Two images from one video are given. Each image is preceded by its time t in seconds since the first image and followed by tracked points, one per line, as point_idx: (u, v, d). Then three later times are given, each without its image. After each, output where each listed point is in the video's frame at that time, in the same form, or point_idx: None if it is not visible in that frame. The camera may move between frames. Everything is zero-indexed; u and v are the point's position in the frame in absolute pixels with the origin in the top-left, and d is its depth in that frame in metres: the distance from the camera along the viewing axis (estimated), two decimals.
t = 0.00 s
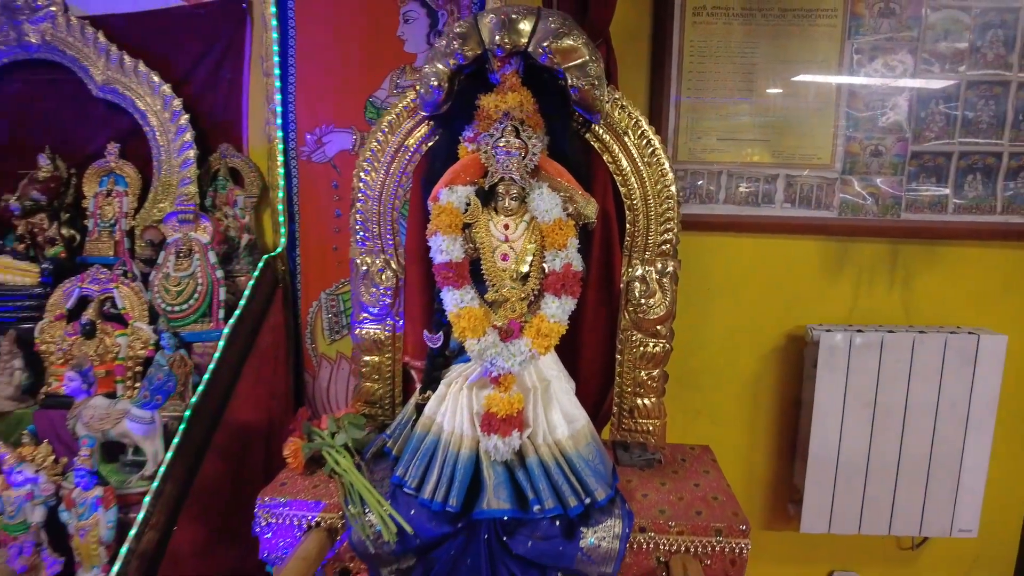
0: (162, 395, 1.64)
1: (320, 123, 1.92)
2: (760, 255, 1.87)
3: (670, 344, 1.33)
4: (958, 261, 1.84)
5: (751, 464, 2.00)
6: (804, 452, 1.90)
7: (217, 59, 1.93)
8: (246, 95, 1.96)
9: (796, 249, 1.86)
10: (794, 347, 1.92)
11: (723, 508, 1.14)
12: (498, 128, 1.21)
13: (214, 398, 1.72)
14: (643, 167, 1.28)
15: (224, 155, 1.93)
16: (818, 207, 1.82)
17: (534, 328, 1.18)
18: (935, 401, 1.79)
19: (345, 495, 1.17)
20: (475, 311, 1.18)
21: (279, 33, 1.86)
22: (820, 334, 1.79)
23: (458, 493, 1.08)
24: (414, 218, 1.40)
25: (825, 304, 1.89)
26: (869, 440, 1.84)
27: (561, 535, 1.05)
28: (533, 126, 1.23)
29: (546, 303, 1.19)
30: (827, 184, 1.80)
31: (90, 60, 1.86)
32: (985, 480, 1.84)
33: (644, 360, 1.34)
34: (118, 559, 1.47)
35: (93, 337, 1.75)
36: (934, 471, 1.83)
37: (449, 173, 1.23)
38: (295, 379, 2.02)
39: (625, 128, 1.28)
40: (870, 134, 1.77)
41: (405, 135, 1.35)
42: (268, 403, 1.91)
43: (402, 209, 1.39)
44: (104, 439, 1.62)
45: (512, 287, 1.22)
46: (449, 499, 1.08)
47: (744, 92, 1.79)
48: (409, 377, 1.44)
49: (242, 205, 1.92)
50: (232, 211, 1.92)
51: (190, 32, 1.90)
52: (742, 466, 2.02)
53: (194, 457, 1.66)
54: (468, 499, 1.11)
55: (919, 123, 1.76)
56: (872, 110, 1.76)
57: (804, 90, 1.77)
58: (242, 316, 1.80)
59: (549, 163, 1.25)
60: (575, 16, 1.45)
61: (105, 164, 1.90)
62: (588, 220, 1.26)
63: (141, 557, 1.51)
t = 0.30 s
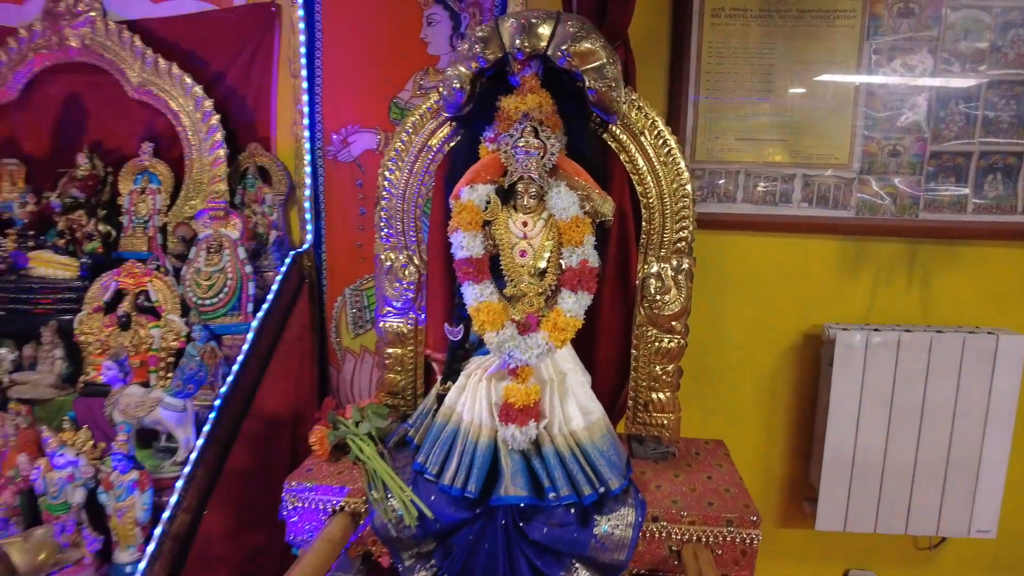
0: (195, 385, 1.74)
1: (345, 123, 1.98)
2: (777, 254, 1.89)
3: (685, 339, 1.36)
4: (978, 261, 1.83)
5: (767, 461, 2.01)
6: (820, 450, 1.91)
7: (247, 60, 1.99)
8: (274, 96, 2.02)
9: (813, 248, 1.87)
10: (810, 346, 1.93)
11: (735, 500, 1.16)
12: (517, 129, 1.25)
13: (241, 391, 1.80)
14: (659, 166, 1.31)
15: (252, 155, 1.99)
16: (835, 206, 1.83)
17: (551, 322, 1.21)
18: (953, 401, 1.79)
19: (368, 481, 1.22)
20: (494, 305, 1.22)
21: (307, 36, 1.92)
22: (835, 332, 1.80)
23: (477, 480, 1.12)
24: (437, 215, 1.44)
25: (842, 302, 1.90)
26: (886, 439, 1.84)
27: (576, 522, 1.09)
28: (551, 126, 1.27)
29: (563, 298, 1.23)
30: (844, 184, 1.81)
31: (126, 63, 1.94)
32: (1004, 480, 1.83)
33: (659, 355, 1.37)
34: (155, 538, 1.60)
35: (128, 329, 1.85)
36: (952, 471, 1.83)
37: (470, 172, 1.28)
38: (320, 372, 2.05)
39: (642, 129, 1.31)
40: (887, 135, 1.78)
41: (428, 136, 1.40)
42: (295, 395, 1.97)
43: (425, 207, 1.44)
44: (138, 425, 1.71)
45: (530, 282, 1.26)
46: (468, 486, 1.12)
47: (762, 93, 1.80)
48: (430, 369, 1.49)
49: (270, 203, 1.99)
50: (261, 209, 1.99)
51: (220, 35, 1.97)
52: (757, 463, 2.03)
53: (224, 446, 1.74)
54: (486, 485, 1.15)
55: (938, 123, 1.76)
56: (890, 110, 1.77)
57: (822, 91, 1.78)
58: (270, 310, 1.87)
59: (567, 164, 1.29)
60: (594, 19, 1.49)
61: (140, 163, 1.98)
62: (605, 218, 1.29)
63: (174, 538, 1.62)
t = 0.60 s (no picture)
0: (233, 378, 1.83)
1: (377, 125, 2.04)
2: (805, 253, 1.87)
3: (708, 338, 1.36)
4: (1017, 261, 1.78)
5: (794, 462, 1.99)
6: (850, 452, 1.88)
7: (283, 65, 2.05)
8: (309, 99, 2.09)
9: (842, 248, 1.85)
10: (840, 346, 1.90)
11: (756, 497, 1.17)
12: (542, 130, 1.27)
13: (277, 383, 1.86)
14: (682, 165, 1.30)
15: (287, 156, 2.08)
16: (866, 205, 1.80)
17: (571, 319, 1.23)
18: (989, 404, 1.74)
19: (394, 471, 1.26)
20: (516, 302, 1.24)
21: (340, 40, 1.98)
22: (865, 333, 1.77)
23: (498, 472, 1.15)
24: (463, 214, 1.48)
25: (873, 303, 1.87)
26: (918, 442, 1.80)
27: (595, 516, 1.11)
28: (574, 126, 1.29)
29: (584, 296, 1.24)
30: (875, 182, 1.78)
31: (169, 68, 2.04)
32: None
33: (681, 353, 1.37)
34: (194, 524, 1.67)
35: (171, 324, 1.93)
36: (988, 475, 1.79)
37: (494, 172, 1.31)
38: (353, 366, 2.16)
39: (664, 128, 1.30)
40: (921, 132, 1.74)
41: (454, 137, 1.42)
42: (329, 388, 2.05)
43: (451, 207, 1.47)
44: (178, 416, 1.79)
45: (551, 280, 1.28)
46: (490, 478, 1.15)
47: (791, 91, 1.79)
48: (455, 363, 1.54)
49: (305, 203, 2.07)
50: (296, 210, 2.07)
51: (258, 41, 2.05)
52: (785, 464, 2.01)
53: (260, 435, 1.80)
54: (507, 478, 1.18)
55: (975, 120, 1.72)
56: (924, 108, 1.73)
57: (853, 88, 1.75)
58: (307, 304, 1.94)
59: (590, 163, 1.30)
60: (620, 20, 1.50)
61: (182, 164, 2.07)
62: (626, 216, 1.30)
63: (212, 523, 1.69)
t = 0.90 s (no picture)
0: (278, 372, 1.90)
1: (419, 129, 2.12)
2: (846, 254, 1.82)
3: (740, 341, 1.34)
4: None
5: (835, 469, 1.94)
6: (895, 461, 1.82)
7: (328, 71, 2.13)
8: (353, 105, 2.16)
9: (887, 250, 1.79)
10: (884, 351, 1.85)
11: (785, 503, 1.16)
12: (571, 133, 1.28)
13: (321, 378, 1.92)
14: (713, 167, 1.30)
15: (333, 160, 2.15)
16: (913, 206, 1.74)
17: (598, 320, 1.24)
18: None
19: (426, 466, 1.29)
20: (543, 303, 1.27)
21: (384, 46, 2.07)
22: (911, 338, 1.71)
23: (524, 470, 1.18)
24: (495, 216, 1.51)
25: (920, 307, 1.80)
26: (969, 452, 1.73)
27: (620, 516, 1.12)
28: (602, 129, 1.30)
29: (610, 298, 1.26)
30: (923, 183, 1.72)
31: (222, 76, 2.16)
32: None
33: (713, 356, 1.36)
34: (239, 511, 1.71)
35: (221, 321, 2.03)
36: None
37: (524, 176, 1.33)
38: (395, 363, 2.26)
39: (695, 130, 1.30)
40: (974, 130, 1.68)
41: (486, 141, 1.45)
42: (371, 383, 2.14)
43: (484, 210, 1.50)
44: (226, 408, 1.87)
45: (579, 282, 1.30)
46: (516, 475, 1.18)
47: (833, 90, 1.74)
48: (487, 363, 1.55)
49: (352, 205, 2.14)
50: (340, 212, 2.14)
51: (304, 48, 2.13)
52: (825, 471, 1.96)
53: (303, 428, 1.86)
54: (534, 475, 1.20)
55: None
56: (977, 104, 1.66)
57: (900, 84, 1.69)
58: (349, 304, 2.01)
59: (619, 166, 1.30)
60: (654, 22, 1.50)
61: (233, 168, 2.19)
62: (656, 218, 1.30)
63: (256, 512, 1.73)
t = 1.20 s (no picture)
0: (319, 365, 1.96)
1: (457, 129, 2.16)
2: (891, 253, 1.75)
3: (771, 341, 1.31)
4: None
5: (879, 476, 1.87)
6: (942, 469, 1.74)
7: (372, 76, 2.20)
8: (394, 107, 2.22)
9: (934, 249, 1.71)
10: (931, 355, 1.77)
11: (811, 506, 1.14)
12: (598, 132, 1.29)
13: (361, 372, 1.96)
14: (742, 165, 1.28)
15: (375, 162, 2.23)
16: (964, 203, 1.66)
17: (622, 318, 1.25)
18: None
19: (454, 459, 1.32)
20: (567, 301, 1.28)
21: (424, 49, 2.13)
22: (960, 341, 1.63)
23: (547, 465, 1.19)
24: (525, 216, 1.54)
25: (971, 309, 1.72)
26: None
27: (642, 514, 1.12)
28: (629, 127, 1.30)
29: (635, 296, 1.26)
30: (975, 179, 1.64)
31: (271, 81, 2.26)
32: None
33: (744, 357, 1.34)
34: (280, 498, 1.76)
35: (268, 316, 2.09)
36: None
37: (553, 174, 1.33)
38: (435, 358, 2.32)
39: (724, 128, 1.28)
40: None
41: (515, 142, 1.47)
42: (411, 378, 2.20)
43: (513, 209, 1.52)
44: (269, 399, 1.94)
45: (604, 279, 1.30)
46: (540, 469, 1.20)
47: (878, 84, 1.68)
48: (516, 358, 1.61)
49: (394, 205, 2.21)
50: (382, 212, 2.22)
51: (347, 53, 2.21)
52: (868, 478, 1.89)
53: (342, 419, 1.90)
54: (558, 471, 1.22)
55: None
56: None
57: (951, 76, 1.62)
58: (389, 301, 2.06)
59: (647, 163, 1.30)
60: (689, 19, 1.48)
61: (282, 169, 2.29)
62: (685, 216, 1.28)
63: (295, 501, 1.78)
